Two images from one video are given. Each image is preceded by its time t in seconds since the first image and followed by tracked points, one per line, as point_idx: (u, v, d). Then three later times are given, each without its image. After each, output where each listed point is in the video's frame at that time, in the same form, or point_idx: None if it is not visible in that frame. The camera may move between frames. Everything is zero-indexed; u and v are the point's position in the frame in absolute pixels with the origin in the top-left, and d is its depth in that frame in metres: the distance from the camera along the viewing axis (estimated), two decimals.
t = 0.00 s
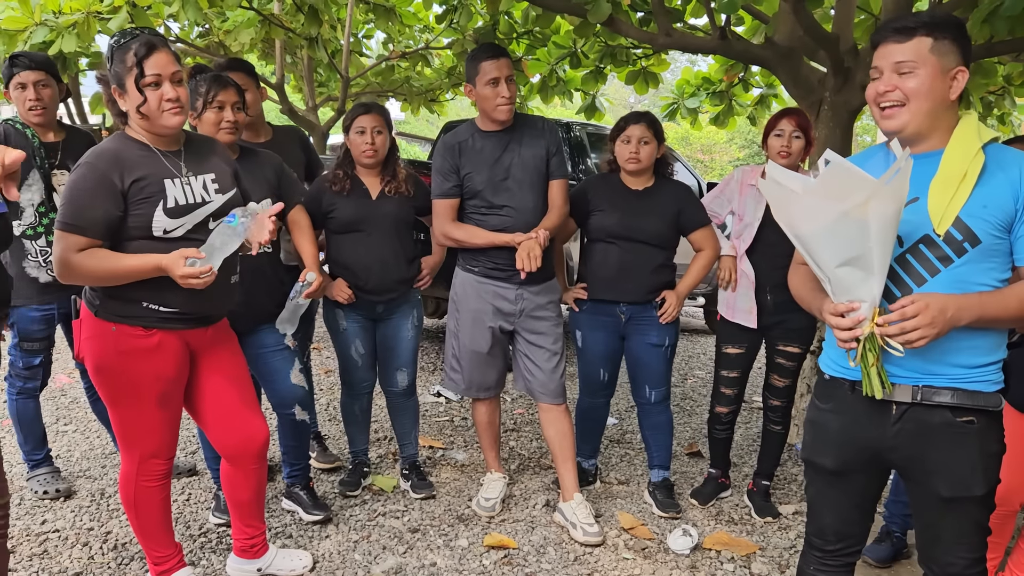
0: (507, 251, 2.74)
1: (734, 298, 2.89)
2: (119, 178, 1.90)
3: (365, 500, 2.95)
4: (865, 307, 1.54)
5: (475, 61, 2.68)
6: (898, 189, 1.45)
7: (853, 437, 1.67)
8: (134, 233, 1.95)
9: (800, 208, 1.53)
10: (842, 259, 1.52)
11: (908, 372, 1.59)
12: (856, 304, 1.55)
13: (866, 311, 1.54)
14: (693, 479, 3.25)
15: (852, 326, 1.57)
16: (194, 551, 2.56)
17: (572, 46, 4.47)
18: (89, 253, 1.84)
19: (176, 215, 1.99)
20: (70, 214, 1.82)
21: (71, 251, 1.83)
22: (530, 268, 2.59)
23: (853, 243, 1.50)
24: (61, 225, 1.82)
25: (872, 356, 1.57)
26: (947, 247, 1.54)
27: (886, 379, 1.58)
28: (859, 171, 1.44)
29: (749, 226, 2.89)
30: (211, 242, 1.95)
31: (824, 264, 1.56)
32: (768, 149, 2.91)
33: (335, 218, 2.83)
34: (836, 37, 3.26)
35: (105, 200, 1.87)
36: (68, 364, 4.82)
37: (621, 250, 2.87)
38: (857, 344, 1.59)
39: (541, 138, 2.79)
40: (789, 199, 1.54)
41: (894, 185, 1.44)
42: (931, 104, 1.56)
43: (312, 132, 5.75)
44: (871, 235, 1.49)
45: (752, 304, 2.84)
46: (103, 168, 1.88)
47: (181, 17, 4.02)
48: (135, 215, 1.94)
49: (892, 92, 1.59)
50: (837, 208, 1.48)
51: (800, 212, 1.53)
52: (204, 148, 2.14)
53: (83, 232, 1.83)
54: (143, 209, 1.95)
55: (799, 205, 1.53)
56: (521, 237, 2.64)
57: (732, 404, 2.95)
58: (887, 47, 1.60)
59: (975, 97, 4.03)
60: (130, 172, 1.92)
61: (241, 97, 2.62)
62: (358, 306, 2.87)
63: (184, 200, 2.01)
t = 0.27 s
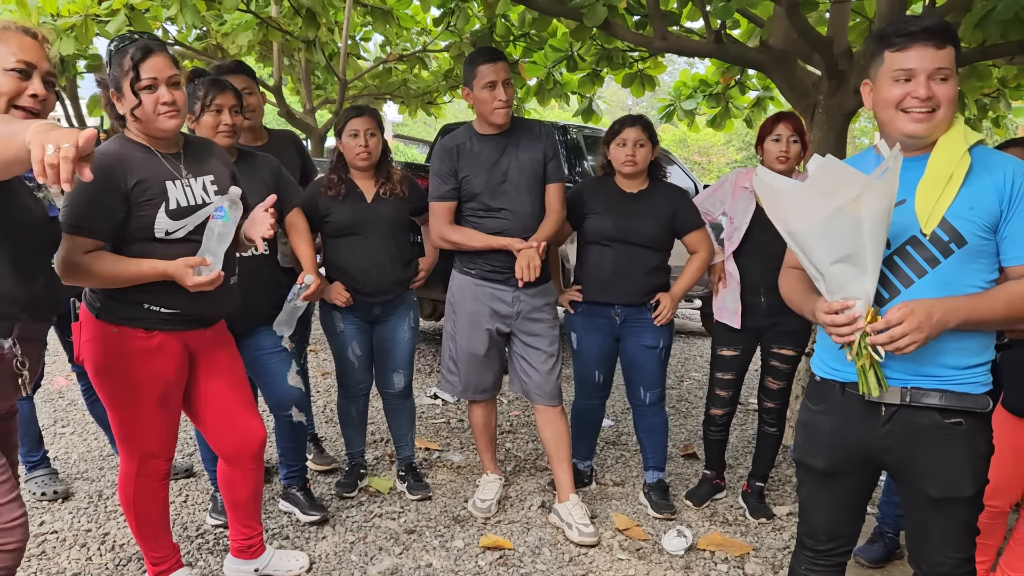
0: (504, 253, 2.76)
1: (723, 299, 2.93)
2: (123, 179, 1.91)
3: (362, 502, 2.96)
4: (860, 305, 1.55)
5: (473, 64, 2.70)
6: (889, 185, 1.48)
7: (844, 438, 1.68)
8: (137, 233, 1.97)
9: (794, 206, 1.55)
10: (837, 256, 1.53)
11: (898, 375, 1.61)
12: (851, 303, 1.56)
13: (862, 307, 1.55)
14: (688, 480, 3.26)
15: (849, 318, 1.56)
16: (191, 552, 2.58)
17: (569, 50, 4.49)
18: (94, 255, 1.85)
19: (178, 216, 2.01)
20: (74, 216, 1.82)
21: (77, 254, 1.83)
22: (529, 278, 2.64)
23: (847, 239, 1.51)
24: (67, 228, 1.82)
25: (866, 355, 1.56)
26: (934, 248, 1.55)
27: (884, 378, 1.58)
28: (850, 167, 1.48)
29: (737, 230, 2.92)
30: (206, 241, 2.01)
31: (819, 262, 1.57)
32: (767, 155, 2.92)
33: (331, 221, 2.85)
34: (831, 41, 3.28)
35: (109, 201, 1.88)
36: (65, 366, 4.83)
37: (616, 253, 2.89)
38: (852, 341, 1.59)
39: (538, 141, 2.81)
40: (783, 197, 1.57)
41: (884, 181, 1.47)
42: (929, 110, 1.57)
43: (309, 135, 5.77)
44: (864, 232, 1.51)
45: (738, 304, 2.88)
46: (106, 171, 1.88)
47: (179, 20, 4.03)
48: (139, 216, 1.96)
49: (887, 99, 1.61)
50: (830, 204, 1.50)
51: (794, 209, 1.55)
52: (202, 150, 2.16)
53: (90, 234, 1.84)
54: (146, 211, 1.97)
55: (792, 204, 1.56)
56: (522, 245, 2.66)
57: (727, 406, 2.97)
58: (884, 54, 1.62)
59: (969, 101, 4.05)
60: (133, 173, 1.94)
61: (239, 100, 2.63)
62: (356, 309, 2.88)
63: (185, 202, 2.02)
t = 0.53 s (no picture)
0: (498, 257, 2.76)
1: (716, 306, 2.93)
2: (117, 182, 1.90)
3: (357, 506, 2.96)
4: (848, 310, 1.55)
5: (466, 68, 2.70)
6: (880, 189, 1.47)
7: (834, 445, 1.68)
8: (131, 237, 1.97)
9: (784, 208, 1.56)
10: (825, 260, 1.53)
11: (887, 382, 1.61)
12: (839, 307, 1.56)
13: (850, 313, 1.55)
14: (684, 484, 3.26)
15: (838, 325, 1.56)
16: (185, 556, 2.58)
17: (566, 53, 4.49)
18: (91, 259, 1.85)
19: (172, 220, 2.02)
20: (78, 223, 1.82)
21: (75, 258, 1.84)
22: (522, 282, 2.64)
23: (836, 242, 1.51)
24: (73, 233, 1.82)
25: (854, 359, 1.58)
26: (922, 255, 1.55)
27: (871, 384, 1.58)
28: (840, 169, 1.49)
29: (731, 235, 2.90)
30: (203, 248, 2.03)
31: (808, 266, 1.56)
32: (764, 161, 2.92)
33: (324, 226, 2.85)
34: (826, 45, 3.28)
35: (105, 204, 1.87)
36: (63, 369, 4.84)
37: (610, 257, 2.89)
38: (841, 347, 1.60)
39: (531, 144, 2.81)
40: (775, 198, 1.58)
41: (875, 185, 1.46)
42: (923, 116, 1.56)
43: (307, 137, 5.77)
44: (853, 235, 1.50)
45: (730, 310, 2.88)
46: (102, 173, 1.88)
47: (176, 24, 4.04)
48: (134, 218, 1.95)
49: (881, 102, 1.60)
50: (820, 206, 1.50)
51: (785, 210, 1.56)
52: (192, 154, 2.16)
53: (88, 237, 1.85)
54: (141, 213, 1.96)
55: (783, 205, 1.57)
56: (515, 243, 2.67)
57: (722, 410, 2.97)
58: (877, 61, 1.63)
59: (966, 104, 4.05)
60: (128, 176, 1.93)
61: (233, 105, 2.64)
62: (351, 313, 2.88)
63: (179, 206, 2.03)
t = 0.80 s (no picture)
0: (497, 261, 2.76)
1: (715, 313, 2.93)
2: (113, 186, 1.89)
3: (355, 510, 2.96)
4: (845, 318, 1.54)
5: (462, 73, 2.69)
6: (880, 197, 1.46)
7: (833, 453, 1.68)
8: (128, 241, 1.95)
9: (783, 211, 1.57)
10: (822, 266, 1.53)
11: (886, 392, 1.60)
12: (835, 315, 1.55)
13: (847, 321, 1.54)
14: (683, 487, 3.26)
15: (835, 332, 1.56)
16: (182, 562, 2.57)
17: (565, 55, 4.47)
18: (86, 264, 1.84)
19: (169, 224, 2.01)
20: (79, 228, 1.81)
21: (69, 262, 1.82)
22: (517, 284, 2.62)
23: (833, 248, 1.51)
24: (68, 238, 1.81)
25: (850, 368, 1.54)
26: (922, 265, 1.55)
27: (866, 395, 1.56)
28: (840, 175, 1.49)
29: (732, 241, 2.91)
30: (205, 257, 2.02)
31: (805, 271, 1.56)
32: (765, 165, 2.92)
33: (317, 232, 2.83)
34: (824, 48, 3.28)
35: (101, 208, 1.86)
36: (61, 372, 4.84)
37: (609, 261, 2.88)
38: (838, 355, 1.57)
39: (528, 148, 2.80)
40: (775, 203, 1.58)
41: (875, 192, 1.46)
42: (928, 122, 1.55)
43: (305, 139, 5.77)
44: (851, 242, 1.49)
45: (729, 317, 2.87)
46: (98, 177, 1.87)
47: (174, 26, 4.04)
48: (129, 223, 1.94)
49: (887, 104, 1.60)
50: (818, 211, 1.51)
51: (785, 215, 1.56)
52: (189, 159, 2.15)
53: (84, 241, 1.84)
54: (135, 219, 1.94)
55: (783, 209, 1.58)
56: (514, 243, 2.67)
57: (721, 414, 2.96)
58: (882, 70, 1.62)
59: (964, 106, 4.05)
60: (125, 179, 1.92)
61: (230, 111, 2.63)
62: (349, 318, 2.88)
63: (175, 210, 2.02)
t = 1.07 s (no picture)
0: (499, 263, 2.75)
1: (718, 315, 2.93)
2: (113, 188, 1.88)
3: (355, 513, 2.95)
4: (855, 320, 1.54)
5: (462, 75, 2.69)
6: (901, 202, 1.47)
7: (839, 457, 1.67)
8: (128, 244, 1.94)
9: (803, 210, 1.55)
10: (838, 267, 1.52)
11: (892, 395, 1.60)
12: (846, 317, 1.55)
13: (856, 324, 1.54)
14: (684, 490, 3.25)
15: (844, 335, 1.55)
16: (182, 566, 2.56)
17: (565, 57, 4.40)
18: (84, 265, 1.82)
19: (168, 226, 1.99)
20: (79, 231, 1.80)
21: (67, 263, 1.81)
22: (517, 284, 2.61)
23: (851, 250, 1.50)
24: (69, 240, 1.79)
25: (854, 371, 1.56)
26: (932, 267, 1.55)
27: (868, 399, 1.58)
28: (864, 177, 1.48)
29: (735, 243, 2.91)
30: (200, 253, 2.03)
31: (820, 271, 1.55)
32: (768, 167, 2.91)
33: (316, 235, 2.81)
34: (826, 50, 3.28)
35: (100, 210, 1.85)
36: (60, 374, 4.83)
37: (611, 263, 2.88)
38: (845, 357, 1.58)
39: (530, 151, 2.79)
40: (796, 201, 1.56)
41: (898, 196, 1.46)
42: (937, 124, 1.55)
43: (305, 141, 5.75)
44: (869, 245, 1.49)
45: (732, 319, 2.86)
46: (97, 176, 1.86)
47: (175, 28, 4.04)
48: (129, 225, 1.93)
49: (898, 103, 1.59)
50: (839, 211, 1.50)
51: (806, 213, 1.55)
52: (191, 162, 2.14)
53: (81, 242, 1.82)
54: (136, 219, 1.93)
55: (803, 208, 1.56)
56: (514, 246, 2.66)
57: (723, 417, 2.96)
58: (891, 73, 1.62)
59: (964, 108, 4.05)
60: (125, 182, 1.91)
61: (231, 112, 2.62)
62: (349, 321, 2.87)
63: (175, 211, 2.01)
